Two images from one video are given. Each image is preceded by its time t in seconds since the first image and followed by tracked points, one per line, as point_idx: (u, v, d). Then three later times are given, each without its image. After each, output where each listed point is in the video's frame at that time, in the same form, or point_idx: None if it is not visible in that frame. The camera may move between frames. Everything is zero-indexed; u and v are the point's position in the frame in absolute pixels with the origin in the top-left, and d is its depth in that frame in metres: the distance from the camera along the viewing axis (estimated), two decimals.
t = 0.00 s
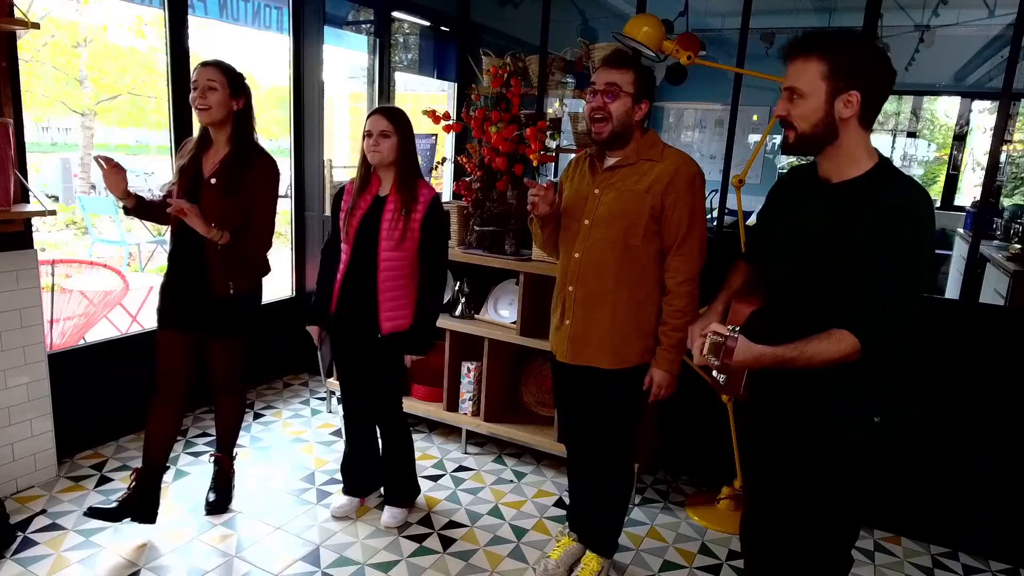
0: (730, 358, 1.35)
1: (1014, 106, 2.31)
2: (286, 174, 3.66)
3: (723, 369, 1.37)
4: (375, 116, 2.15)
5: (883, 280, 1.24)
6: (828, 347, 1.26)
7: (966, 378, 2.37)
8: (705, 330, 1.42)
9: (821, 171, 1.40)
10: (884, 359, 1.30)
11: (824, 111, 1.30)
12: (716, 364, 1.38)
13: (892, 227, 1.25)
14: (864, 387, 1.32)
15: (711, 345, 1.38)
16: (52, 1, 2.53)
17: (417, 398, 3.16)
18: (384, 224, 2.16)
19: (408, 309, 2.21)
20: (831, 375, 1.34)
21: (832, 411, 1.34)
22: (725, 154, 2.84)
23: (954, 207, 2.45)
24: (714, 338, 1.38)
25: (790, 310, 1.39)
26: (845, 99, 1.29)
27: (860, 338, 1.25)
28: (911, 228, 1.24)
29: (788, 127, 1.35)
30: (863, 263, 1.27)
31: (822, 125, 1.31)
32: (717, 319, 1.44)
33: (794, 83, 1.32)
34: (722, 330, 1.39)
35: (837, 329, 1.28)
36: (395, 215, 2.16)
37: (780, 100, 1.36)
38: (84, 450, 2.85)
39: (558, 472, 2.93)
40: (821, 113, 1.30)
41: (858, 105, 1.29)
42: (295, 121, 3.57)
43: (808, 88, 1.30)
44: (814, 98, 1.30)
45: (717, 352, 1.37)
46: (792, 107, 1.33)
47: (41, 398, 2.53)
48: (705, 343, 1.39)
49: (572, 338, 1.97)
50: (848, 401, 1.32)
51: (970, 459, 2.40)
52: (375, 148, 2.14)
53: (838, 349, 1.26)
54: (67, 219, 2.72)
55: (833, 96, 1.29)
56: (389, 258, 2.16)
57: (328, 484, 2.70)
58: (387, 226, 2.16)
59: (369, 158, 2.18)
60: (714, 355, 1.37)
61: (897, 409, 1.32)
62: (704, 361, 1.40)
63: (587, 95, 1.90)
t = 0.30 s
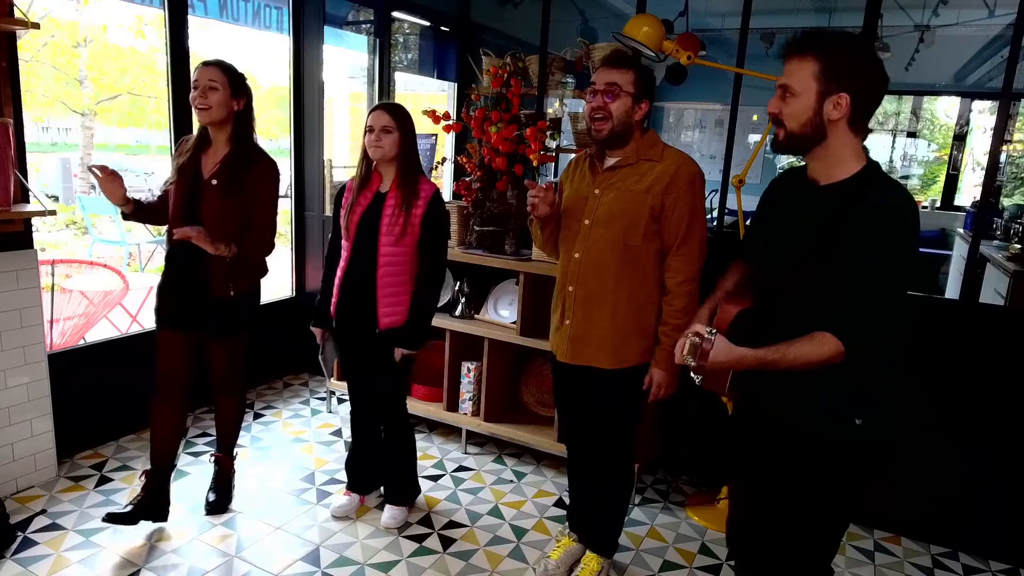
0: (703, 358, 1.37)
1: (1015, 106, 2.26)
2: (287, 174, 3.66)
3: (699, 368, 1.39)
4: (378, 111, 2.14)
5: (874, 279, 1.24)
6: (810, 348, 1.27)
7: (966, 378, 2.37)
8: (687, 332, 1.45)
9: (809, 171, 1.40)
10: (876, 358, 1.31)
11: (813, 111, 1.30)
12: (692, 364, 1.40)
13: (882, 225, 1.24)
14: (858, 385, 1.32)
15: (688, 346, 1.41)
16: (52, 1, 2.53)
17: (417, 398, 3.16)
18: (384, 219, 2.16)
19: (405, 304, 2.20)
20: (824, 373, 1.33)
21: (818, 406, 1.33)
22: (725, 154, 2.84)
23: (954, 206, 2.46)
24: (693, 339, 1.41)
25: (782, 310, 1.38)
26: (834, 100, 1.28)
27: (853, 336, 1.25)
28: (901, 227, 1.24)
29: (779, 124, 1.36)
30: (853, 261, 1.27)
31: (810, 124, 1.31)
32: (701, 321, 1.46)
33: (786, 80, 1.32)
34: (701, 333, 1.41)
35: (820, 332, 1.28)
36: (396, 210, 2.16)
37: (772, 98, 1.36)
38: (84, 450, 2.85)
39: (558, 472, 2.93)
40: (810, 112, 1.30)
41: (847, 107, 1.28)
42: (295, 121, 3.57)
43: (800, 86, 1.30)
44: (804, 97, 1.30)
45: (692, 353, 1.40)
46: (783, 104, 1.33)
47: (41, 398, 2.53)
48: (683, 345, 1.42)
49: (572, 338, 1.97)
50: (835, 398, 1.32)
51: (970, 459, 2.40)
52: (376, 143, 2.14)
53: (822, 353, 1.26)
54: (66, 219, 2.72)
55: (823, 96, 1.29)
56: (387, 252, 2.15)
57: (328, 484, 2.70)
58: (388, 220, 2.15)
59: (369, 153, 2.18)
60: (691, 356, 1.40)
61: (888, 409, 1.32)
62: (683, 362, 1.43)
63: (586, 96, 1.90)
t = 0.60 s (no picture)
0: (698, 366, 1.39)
1: (1014, 107, 2.25)
2: (286, 174, 3.66)
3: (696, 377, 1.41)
4: (377, 113, 2.14)
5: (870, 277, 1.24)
6: (813, 351, 1.26)
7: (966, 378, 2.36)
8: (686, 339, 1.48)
9: (801, 173, 1.39)
10: (875, 356, 1.30)
11: (803, 111, 1.30)
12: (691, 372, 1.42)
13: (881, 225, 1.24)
14: (858, 384, 1.31)
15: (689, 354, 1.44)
16: (52, 1, 2.53)
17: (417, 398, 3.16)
18: (390, 222, 2.16)
19: (419, 307, 2.23)
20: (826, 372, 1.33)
21: (820, 409, 1.33)
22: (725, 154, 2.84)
23: (955, 206, 2.46)
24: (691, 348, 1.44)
25: (778, 310, 1.38)
26: (825, 100, 1.28)
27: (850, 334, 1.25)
28: (900, 228, 1.24)
29: (771, 122, 1.36)
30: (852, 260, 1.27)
31: (801, 122, 1.31)
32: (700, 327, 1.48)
33: (779, 79, 1.33)
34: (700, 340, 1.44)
35: (822, 334, 1.28)
36: (401, 213, 2.15)
37: (765, 96, 1.36)
38: (84, 450, 2.85)
39: (558, 472, 2.93)
40: (801, 111, 1.30)
41: (838, 108, 1.28)
42: (295, 121, 3.58)
43: (793, 85, 1.30)
44: (795, 96, 1.30)
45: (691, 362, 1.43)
46: (776, 103, 1.34)
47: (41, 398, 2.53)
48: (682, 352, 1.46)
49: (572, 339, 1.97)
50: (837, 398, 1.32)
51: (970, 459, 2.39)
52: (377, 147, 2.14)
53: (823, 352, 1.25)
54: (67, 219, 2.72)
55: (815, 96, 1.29)
56: (395, 257, 2.16)
57: (328, 484, 2.70)
58: (394, 224, 2.15)
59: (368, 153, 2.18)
60: (689, 364, 1.43)
61: (889, 407, 1.32)
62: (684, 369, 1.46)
63: (585, 97, 1.90)
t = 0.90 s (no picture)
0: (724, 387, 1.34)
1: (1014, 106, 2.29)
2: (286, 174, 3.66)
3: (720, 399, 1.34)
4: (374, 112, 2.13)
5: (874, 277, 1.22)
6: (791, 368, 1.24)
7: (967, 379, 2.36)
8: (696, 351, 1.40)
9: (817, 170, 1.38)
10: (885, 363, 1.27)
11: (821, 106, 1.29)
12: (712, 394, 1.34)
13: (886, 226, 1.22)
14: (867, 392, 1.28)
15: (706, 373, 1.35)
16: (52, 1, 2.53)
17: (417, 398, 3.16)
18: (391, 223, 2.16)
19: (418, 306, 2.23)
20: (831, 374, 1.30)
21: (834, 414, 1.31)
22: (725, 154, 2.84)
23: (954, 206, 2.45)
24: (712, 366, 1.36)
25: (785, 313, 1.38)
26: (843, 95, 1.27)
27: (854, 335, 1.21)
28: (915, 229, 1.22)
29: (786, 119, 1.35)
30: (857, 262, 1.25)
31: (818, 117, 1.29)
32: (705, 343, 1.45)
33: (794, 74, 1.32)
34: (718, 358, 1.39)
35: (809, 339, 1.26)
36: (402, 212, 2.15)
37: (780, 93, 1.35)
38: (84, 450, 2.85)
39: (558, 472, 2.93)
40: (818, 106, 1.29)
41: (856, 103, 1.27)
42: (295, 121, 3.58)
43: (809, 80, 1.29)
44: (811, 91, 1.29)
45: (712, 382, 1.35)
46: (791, 99, 1.33)
47: (41, 398, 2.53)
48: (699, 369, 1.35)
49: (570, 339, 1.97)
50: (849, 402, 1.30)
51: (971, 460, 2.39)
52: (377, 147, 2.13)
53: (800, 369, 1.24)
54: (67, 219, 2.72)
55: (832, 90, 1.28)
56: (395, 256, 2.16)
57: (328, 484, 2.70)
58: (395, 225, 2.15)
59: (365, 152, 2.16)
60: (710, 385, 1.34)
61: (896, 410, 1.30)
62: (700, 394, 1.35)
63: (582, 98, 1.91)
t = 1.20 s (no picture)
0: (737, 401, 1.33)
1: (1014, 106, 2.28)
2: (286, 174, 3.65)
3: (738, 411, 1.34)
4: (368, 113, 2.13)
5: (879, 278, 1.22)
6: (815, 380, 1.22)
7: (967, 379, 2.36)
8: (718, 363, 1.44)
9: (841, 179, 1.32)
10: (896, 367, 1.24)
11: (844, 116, 1.23)
12: (727, 407, 1.35)
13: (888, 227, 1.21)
14: (876, 395, 1.26)
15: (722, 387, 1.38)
16: (52, 1, 2.53)
17: (417, 398, 3.16)
18: (386, 222, 2.15)
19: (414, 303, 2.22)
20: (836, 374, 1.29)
21: (848, 428, 1.28)
22: (725, 154, 2.84)
23: (955, 206, 2.48)
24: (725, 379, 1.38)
25: (791, 312, 1.38)
26: (867, 106, 1.22)
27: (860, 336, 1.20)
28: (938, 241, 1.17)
29: (807, 130, 1.29)
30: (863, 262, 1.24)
31: (842, 130, 1.24)
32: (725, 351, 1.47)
33: (814, 84, 1.26)
34: (734, 369, 1.39)
35: (827, 350, 1.23)
36: (395, 211, 2.15)
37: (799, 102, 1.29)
38: (84, 450, 2.85)
39: (558, 472, 2.93)
40: (842, 118, 1.23)
41: (881, 114, 1.22)
42: (295, 121, 3.58)
43: (830, 91, 1.24)
44: (833, 103, 1.24)
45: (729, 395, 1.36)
46: (812, 109, 1.27)
47: (41, 398, 2.53)
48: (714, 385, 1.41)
49: (569, 338, 1.97)
50: (858, 407, 1.27)
51: (973, 460, 2.39)
52: (371, 148, 2.13)
53: (824, 381, 1.22)
54: (67, 219, 2.72)
55: (856, 103, 1.22)
56: (389, 255, 2.16)
57: (328, 484, 2.70)
58: (389, 225, 2.15)
59: (360, 153, 2.16)
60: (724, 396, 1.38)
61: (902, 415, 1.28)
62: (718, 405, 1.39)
63: (581, 98, 1.91)
